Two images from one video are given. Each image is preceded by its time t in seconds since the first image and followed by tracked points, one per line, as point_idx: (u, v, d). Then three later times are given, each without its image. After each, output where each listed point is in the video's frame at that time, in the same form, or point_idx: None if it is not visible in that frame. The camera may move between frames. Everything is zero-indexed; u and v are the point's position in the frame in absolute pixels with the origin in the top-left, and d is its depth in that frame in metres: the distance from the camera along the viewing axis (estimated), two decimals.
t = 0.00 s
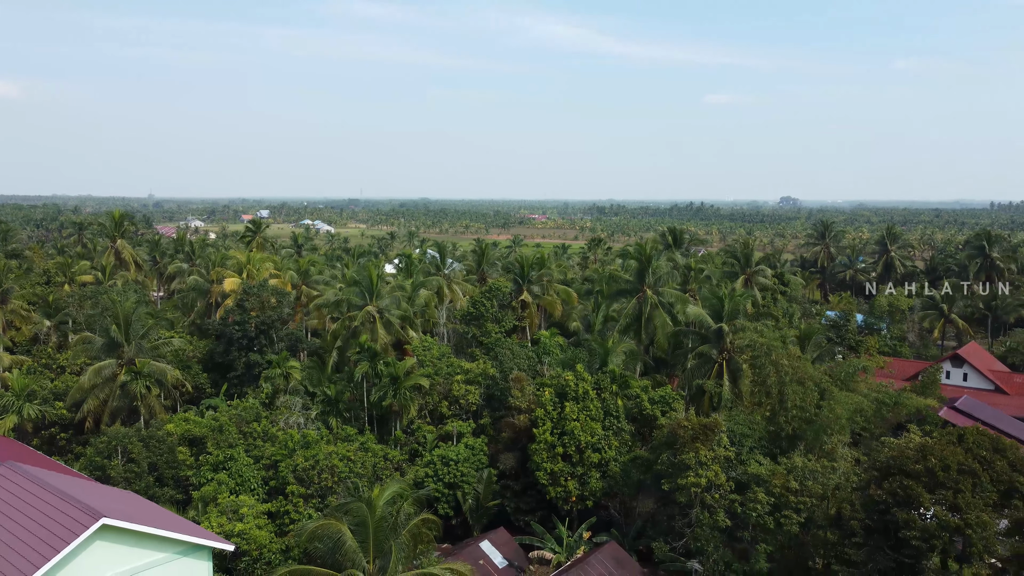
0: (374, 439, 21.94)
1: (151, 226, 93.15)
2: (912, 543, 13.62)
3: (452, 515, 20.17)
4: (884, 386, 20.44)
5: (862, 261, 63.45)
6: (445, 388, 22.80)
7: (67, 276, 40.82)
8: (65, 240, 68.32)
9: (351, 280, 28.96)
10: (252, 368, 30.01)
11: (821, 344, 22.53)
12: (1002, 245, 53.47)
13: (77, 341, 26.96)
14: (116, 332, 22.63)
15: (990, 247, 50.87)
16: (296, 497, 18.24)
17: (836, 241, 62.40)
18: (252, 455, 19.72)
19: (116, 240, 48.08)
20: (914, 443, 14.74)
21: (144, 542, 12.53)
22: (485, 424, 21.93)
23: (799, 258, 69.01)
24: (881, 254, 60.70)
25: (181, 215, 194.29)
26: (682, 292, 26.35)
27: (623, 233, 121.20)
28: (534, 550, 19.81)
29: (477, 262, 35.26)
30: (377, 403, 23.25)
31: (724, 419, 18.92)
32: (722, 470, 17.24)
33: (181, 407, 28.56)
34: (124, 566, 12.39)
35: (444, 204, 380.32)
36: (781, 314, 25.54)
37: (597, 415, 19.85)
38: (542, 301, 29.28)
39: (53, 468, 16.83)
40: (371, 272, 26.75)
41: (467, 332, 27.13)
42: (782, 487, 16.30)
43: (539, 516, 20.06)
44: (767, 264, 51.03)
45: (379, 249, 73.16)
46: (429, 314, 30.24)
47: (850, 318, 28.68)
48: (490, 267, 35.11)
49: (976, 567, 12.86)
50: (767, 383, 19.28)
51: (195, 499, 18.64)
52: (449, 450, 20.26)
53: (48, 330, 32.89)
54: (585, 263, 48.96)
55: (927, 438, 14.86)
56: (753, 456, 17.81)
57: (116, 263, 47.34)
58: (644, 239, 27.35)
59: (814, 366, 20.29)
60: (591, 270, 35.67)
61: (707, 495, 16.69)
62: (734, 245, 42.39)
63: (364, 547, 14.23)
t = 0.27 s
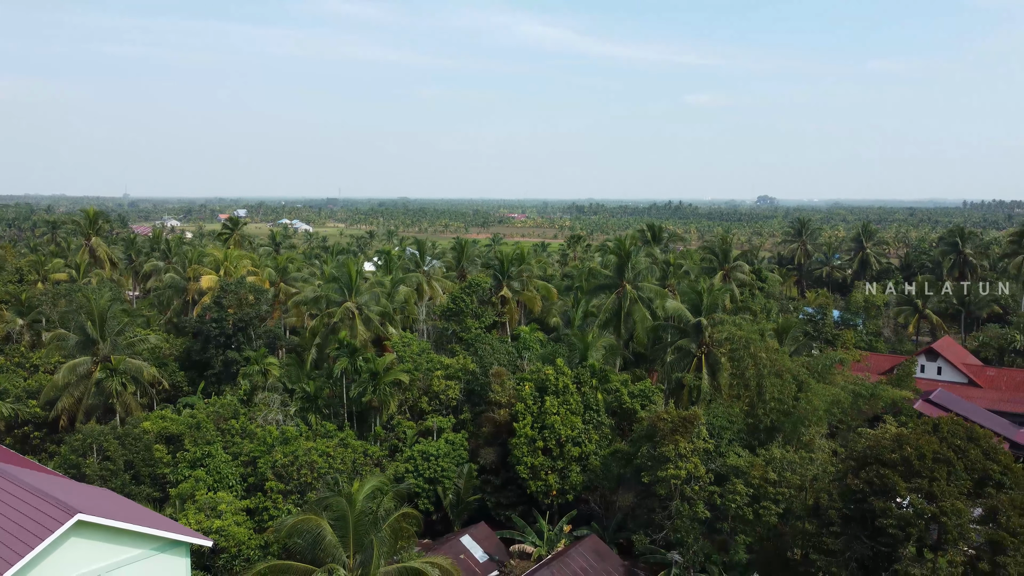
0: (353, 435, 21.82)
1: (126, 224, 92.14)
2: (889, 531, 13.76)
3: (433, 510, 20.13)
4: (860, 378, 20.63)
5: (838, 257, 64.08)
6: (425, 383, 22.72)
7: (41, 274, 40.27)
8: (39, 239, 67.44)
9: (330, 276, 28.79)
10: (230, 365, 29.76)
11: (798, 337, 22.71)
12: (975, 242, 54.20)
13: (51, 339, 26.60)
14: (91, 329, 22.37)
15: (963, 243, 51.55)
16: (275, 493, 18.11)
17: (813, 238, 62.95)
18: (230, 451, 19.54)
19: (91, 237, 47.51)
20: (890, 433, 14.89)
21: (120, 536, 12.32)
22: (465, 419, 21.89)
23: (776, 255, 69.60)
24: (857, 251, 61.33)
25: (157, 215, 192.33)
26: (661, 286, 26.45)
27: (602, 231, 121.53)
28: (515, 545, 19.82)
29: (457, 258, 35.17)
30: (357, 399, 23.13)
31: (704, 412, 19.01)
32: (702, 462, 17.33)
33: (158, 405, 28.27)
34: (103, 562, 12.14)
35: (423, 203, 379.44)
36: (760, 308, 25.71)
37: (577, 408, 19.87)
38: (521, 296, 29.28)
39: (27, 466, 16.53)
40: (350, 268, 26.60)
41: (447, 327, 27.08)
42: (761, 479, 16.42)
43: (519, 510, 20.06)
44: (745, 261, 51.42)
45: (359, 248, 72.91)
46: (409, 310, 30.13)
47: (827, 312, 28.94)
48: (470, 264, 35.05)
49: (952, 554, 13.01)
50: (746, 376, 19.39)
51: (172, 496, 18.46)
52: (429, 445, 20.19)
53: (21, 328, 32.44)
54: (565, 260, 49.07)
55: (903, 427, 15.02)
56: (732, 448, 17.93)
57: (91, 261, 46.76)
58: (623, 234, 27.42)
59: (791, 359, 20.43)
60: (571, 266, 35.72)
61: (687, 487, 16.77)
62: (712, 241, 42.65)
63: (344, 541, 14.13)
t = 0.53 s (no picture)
0: (332, 431, 21.71)
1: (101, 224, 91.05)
2: (866, 520, 13.89)
3: (413, 506, 20.08)
4: (837, 371, 20.83)
5: (815, 255, 64.70)
6: (405, 379, 22.64)
7: (14, 273, 39.66)
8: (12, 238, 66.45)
9: (308, 273, 28.60)
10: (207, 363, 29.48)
11: (776, 331, 22.91)
12: (948, 238, 54.94)
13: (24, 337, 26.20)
14: (65, 326, 22.08)
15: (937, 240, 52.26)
16: (254, 489, 17.98)
17: (790, 235, 63.51)
18: (208, 449, 19.35)
19: (65, 235, 46.88)
20: (867, 424, 15.04)
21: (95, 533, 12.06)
22: (446, 415, 21.86)
23: (754, 253, 70.13)
24: (833, 248, 61.95)
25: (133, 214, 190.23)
26: (640, 281, 26.55)
27: (581, 230, 121.83)
28: (495, 539, 19.83)
29: (437, 255, 35.10)
30: (336, 396, 23.02)
31: (683, 405, 19.12)
32: (681, 455, 17.43)
33: (134, 403, 27.95)
34: (80, 558, 11.83)
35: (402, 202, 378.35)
36: (738, 303, 25.88)
37: (557, 402, 19.90)
38: (501, 292, 29.27)
39: None
40: (329, 264, 26.45)
41: (427, 323, 27.00)
42: (740, 471, 16.55)
43: (500, 505, 20.06)
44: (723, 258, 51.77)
45: (338, 246, 72.58)
46: (388, 307, 30.03)
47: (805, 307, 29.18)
48: (449, 260, 35.02)
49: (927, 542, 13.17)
50: (725, 369, 19.54)
51: (148, 494, 18.25)
52: (409, 440, 20.12)
53: None
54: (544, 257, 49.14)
55: (879, 418, 15.18)
56: (711, 440, 18.04)
57: (65, 259, 46.14)
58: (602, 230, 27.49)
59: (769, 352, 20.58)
60: (550, 263, 35.78)
61: (666, 480, 16.86)
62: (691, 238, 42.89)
63: (323, 536, 14.04)
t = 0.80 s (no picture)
0: (311, 428, 21.56)
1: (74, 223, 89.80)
2: (843, 510, 14.01)
3: (392, 503, 19.99)
4: (814, 365, 21.02)
5: (792, 252, 65.27)
6: (384, 376, 22.54)
7: None
8: None
9: (286, 270, 28.40)
10: (184, 361, 29.19)
11: (754, 326, 23.08)
12: (922, 236, 55.65)
13: None
14: (38, 323, 21.75)
15: (911, 237, 52.90)
16: (231, 486, 17.82)
17: (767, 233, 64.00)
18: (185, 446, 19.13)
19: (38, 233, 46.15)
20: (844, 416, 15.17)
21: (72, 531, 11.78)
22: (425, 411, 21.80)
23: (732, 250, 70.59)
24: (809, 246, 62.50)
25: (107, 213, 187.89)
26: (620, 277, 26.63)
27: (560, 228, 122.01)
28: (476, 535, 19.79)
29: (416, 252, 35.01)
30: (315, 393, 22.87)
31: (662, 400, 19.19)
32: (661, 448, 17.49)
33: (109, 402, 27.60)
34: (58, 556, 11.53)
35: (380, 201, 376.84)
36: (717, 298, 26.04)
37: (537, 397, 19.90)
38: (481, 288, 29.25)
39: None
40: (308, 261, 26.28)
41: (406, 320, 26.91)
42: (719, 464, 16.64)
43: (480, 501, 20.04)
44: (702, 255, 52.05)
45: (316, 245, 72.10)
46: (368, 304, 29.89)
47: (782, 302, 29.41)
48: (428, 258, 34.94)
49: (903, 531, 13.30)
50: (704, 363, 19.66)
51: (124, 492, 18.01)
52: (389, 436, 20.03)
53: None
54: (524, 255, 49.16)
55: (856, 410, 15.33)
56: (691, 433, 18.12)
57: (37, 258, 45.45)
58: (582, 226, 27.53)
59: (747, 346, 20.72)
60: (529, 260, 35.80)
61: (646, 473, 16.91)
62: (670, 235, 43.10)
63: (302, 532, 13.93)
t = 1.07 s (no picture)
0: (289, 425, 21.41)
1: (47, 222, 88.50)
2: (821, 502, 14.14)
3: (372, 499, 19.90)
4: (791, 359, 21.19)
5: (769, 250, 65.77)
6: (364, 372, 22.42)
7: None
8: None
9: (264, 267, 28.17)
10: (160, 360, 28.87)
11: (732, 321, 23.23)
12: (896, 233, 56.32)
13: None
14: (10, 321, 21.44)
15: (886, 234, 53.51)
16: (209, 484, 17.64)
17: (744, 231, 64.45)
18: (161, 444, 18.90)
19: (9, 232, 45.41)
20: (821, 408, 15.30)
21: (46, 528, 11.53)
22: (405, 407, 21.72)
23: (710, 248, 71.01)
24: (786, 244, 63.00)
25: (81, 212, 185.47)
26: (599, 273, 26.69)
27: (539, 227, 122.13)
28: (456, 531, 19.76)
29: (395, 249, 34.87)
30: (293, 390, 22.71)
31: (642, 394, 19.26)
32: (640, 442, 17.56)
33: (83, 401, 27.22)
34: (31, 554, 11.27)
35: (359, 201, 375.02)
36: (695, 293, 26.18)
37: (517, 392, 19.90)
38: (460, 285, 29.20)
39: None
40: (286, 258, 26.09)
41: (386, 317, 26.79)
42: (698, 457, 16.74)
43: (460, 496, 20.01)
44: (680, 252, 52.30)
45: (294, 244, 71.60)
46: (346, 301, 29.73)
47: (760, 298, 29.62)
48: (407, 255, 34.82)
49: (880, 521, 13.45)
50: (683, 357, 19.77)
51: (99, 491, 17.75)
52: (368, 433, 19.94)
53: None
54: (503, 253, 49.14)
55: (833, 401, 15.47)
56: (670, 427, 18.21)
57: (9, 256, 44.73)
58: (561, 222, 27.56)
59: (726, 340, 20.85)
60: (508, 256, 35.80)
61: (626, 467, 16.96)
62: (649, 232, 43.26)
63: (281, 528, 13.83)
